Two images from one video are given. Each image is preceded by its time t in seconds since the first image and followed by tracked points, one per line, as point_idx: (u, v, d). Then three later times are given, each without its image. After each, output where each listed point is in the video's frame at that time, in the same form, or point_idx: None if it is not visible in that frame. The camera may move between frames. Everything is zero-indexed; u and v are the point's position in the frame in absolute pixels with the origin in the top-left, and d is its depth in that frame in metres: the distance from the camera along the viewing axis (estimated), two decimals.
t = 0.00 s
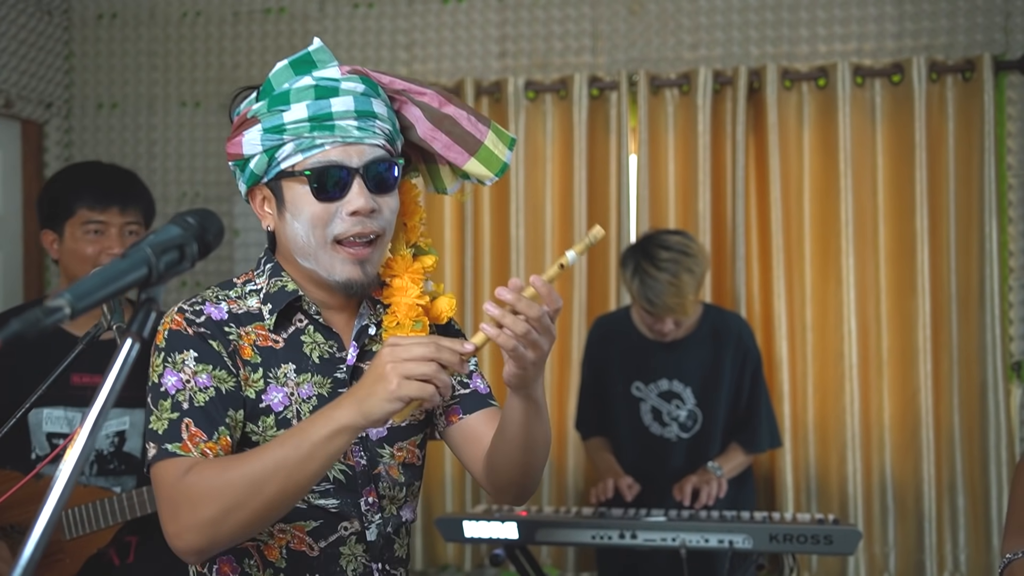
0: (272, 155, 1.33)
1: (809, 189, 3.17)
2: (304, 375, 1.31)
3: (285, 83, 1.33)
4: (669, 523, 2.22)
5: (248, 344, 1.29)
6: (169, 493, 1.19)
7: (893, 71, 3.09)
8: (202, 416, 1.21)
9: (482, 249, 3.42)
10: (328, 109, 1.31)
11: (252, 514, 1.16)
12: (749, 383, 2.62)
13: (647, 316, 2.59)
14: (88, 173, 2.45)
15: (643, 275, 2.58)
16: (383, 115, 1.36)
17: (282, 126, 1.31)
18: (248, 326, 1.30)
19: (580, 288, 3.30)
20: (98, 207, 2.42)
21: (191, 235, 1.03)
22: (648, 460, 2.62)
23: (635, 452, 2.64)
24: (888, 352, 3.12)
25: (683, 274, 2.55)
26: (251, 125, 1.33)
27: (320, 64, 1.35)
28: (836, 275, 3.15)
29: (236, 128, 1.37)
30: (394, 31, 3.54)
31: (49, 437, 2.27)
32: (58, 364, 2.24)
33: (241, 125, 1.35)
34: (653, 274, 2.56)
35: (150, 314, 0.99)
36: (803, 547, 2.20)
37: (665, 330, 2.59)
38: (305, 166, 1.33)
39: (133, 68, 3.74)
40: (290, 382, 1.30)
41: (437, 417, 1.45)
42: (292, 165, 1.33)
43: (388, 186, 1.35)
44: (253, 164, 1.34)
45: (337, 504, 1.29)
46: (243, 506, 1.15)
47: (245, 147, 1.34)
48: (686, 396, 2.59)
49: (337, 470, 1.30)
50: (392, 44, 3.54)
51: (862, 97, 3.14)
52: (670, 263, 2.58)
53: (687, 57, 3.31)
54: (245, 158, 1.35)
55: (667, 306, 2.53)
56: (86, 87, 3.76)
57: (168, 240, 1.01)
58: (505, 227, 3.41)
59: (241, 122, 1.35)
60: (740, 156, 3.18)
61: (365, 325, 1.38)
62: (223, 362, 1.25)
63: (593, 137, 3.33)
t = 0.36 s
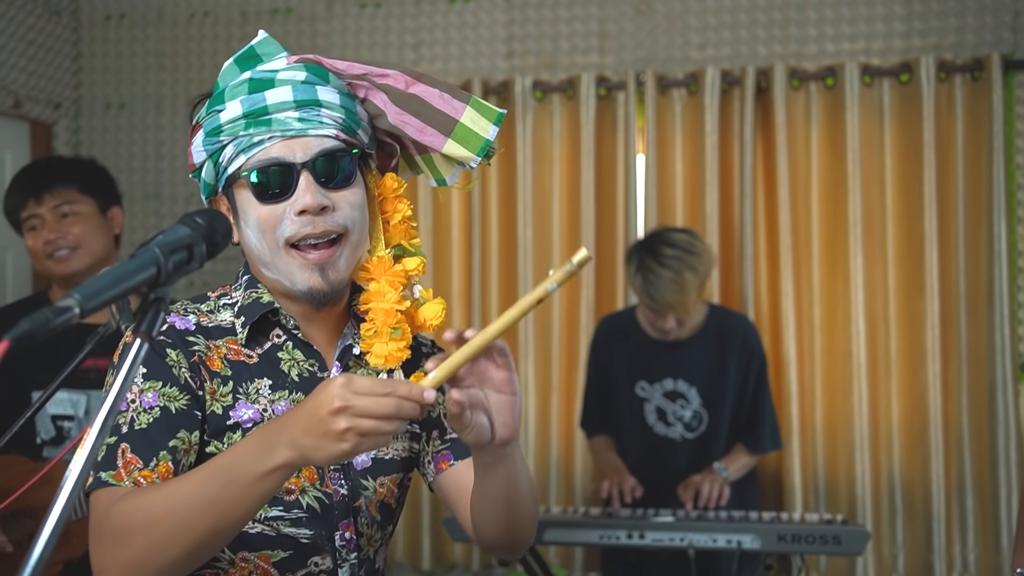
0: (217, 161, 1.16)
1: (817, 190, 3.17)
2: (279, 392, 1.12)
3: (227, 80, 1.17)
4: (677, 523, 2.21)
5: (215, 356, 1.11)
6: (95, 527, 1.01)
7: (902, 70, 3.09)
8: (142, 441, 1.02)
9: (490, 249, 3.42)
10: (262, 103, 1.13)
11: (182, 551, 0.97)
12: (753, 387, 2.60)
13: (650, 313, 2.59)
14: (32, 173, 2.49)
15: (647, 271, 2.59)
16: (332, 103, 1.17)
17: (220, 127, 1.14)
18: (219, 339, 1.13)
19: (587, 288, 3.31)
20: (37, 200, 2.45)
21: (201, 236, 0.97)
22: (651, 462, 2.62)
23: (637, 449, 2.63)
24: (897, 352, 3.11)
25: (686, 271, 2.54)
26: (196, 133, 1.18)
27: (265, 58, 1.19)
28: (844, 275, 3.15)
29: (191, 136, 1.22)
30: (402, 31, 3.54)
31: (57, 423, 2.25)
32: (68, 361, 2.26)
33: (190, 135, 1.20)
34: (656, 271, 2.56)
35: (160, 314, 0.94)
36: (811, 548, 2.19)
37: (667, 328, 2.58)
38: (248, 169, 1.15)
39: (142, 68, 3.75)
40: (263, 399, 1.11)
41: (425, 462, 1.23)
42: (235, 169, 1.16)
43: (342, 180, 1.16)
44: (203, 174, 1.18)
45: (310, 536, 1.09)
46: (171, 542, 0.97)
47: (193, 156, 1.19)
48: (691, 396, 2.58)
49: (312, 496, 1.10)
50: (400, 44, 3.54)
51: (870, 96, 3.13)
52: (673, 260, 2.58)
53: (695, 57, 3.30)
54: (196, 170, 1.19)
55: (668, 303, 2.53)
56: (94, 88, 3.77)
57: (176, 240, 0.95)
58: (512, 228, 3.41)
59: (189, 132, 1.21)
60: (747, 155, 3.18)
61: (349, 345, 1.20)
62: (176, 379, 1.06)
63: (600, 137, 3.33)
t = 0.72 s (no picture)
0: (190, 182, 1.17)
1: (828, 190, 3.16)
2: (267, 403, 1.13)
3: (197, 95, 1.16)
4: (688, 524, 2.20)
5: (204, 364, 1.12)
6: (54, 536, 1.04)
7: (913, 69, 3.08)
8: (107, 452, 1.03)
9: (500, 249, 3.43)
10: (219, 123, 1.12)
11: None
12: (764, 385, 2.60)
13: (663, 312, 2.58)
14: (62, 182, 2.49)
15: (658, 270, 2.57)
16: (294, 115, 1.13)
17: (185, 150, 1.15)
18: (211, 347, 1.14)
19: (597, 288, 3.30)
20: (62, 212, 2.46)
21: (212, 237, 0.97)
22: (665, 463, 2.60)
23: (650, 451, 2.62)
24: (908, 352, 3.10)
25: (697, 266, 2.55)
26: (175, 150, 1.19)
27: (233, 70, 1.16)
28: (855, 275, 3.14)
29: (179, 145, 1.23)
30: (412, 31, 3.54)
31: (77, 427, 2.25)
32: (79, 362, 2.26)
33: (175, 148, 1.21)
34: (667, 268, 2.55)
35: (172, 314, 0.94)
36: (823, 548, 2.19)
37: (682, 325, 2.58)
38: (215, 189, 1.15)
39: (152, 69, 3.76)
40: (253, 409, 1.13)
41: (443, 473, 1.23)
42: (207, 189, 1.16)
43: (308, 197, 1.14)
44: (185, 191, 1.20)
45: (298, 547, 1.12)
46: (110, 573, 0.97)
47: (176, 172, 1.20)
48: (700, 395, 2.58)
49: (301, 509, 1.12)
50: (409, 44, 3.54)
51: (881, 96, 3.12)
52: (683, 255, 2.57)
53: (706, 57, 3.29)
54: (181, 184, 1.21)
55: (684, 299, 2.52)
56: (106, 89, 3.78)
57: (189, 240, 0.95)
58: (522, 228, 3.41)
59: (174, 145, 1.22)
60: (758, 155, 3.17)
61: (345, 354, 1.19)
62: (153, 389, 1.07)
63: (611, 137, 3.33)
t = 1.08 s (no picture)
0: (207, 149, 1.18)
1: (850, 190, 3.15)
2: (295, 388, 1.15)
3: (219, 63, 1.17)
4: (710, 524, 2.20)
5: (228, 356, 1.15)
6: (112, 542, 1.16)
7: (936, 67, 3.05)
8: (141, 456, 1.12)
9: (521, 249, 3.43)
10: (227, 99, 1.11)
11: None
12: (791, 391, 2.58)
13: (688, 315, 2.57)
14: (147, 170, 2.52)
15: (683, 274, 2.58)
16: (301, 91, 1.10)
17: (202, 119, 1.15)
18: (237, 335, 1.17)
19: (619, 288, 3.30)
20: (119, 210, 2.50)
21: (235, 236, 0.97)
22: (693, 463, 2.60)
23: (677, 454, 2.62)
24: (932, 353, 3.08)
25: (723, 271, 2.54)
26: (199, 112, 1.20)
27: (252, 37, 1.17)
28: (877, 275, 3.12)
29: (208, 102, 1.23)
30: (432, 31, 3.55)
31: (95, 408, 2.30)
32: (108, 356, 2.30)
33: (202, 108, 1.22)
34: (693, 273, 2.55)
35: (196, 314, 0.94)
36: (846, 549, 2.17)
37: (707, 329, 2.57)
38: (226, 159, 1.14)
39: (174, 70, 3.79)
40: (280, 396, 1.15)
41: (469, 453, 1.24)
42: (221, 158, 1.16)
43: (309, 177, 1.11)
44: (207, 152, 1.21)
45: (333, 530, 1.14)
46: None
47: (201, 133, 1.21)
48: (727, 398, 2.57)
49: (334, 491, 1.14)
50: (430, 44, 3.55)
51: (904, 94, 3.10)
52: (709, 260, 2.57)
53: (727, 56, 3.27)
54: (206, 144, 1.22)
55: (707, 304, 2.52)
56: (129, 90, 3.81)
57: (211, 240, 0.95)
58: (543, 229, 3.40)
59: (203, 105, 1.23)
60: (779, 155, 3.17)
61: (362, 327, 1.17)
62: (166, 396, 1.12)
63: (632, 136, 3.33)
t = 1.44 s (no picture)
0: (252, 150, 1.17)
1: (887, 188, 3.12)
2: (300, 429, 1.18)
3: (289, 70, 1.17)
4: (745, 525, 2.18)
5: (236, 403, 1.19)
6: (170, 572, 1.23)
7: (975, 64, 3.02)
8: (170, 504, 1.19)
9: (554, 250, 3.41)
10: (296, 112, 1.11)
11: None
12: (844, 395, 2.58)
13: (739, 322, 2.57)
14: (208, 187, 2.45)
15: (735, 280, 2.56)
16: (372, 130, 1.12)
17: (258, 121, 1.14)
18: (242, 380, 1.20)
19: (653, 288, 3.29)
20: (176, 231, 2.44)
21: (272, 236, 0.97)
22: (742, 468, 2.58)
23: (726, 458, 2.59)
24: (970, 354, 3.05)
25: (776, 280, 2.51)
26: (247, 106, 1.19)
27: (333, 55, 1.19)
28: (915, 274, 3.09)
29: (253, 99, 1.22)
30: (466, 31, 3.55)
31: (131, 415, 2.27)
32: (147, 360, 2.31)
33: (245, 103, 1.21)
34: (745, 280, 2.53)
35: (235, 314, 0.95)
36: (884, 551, 2.15)
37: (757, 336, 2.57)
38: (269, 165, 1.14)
39: (209, 72, 3.83)
40: (285, 437, 1.18)
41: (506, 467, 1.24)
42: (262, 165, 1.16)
43: (355, 212, 1.12)
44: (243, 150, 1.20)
45: (350, 560, 1.18)
46: None
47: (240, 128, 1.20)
48: (776, 402, 2.56)
49: (346, 525, 1.17)
50: (464, 45, 3.55)
51: (942, 92, 3.07)
52: (762, 268, 2.54)
53: (762, 54, 3.25)
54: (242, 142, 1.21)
55: (759, 312, 2.51)
56: (165, 92, 3.85)
57: (249, 240, 0.95)
58: (577, 229, 3.40)
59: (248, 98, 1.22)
60: (816, 153, 3.14)
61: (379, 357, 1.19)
62: (190, 444, 1.18)
63: (666, 135, 3.32)
